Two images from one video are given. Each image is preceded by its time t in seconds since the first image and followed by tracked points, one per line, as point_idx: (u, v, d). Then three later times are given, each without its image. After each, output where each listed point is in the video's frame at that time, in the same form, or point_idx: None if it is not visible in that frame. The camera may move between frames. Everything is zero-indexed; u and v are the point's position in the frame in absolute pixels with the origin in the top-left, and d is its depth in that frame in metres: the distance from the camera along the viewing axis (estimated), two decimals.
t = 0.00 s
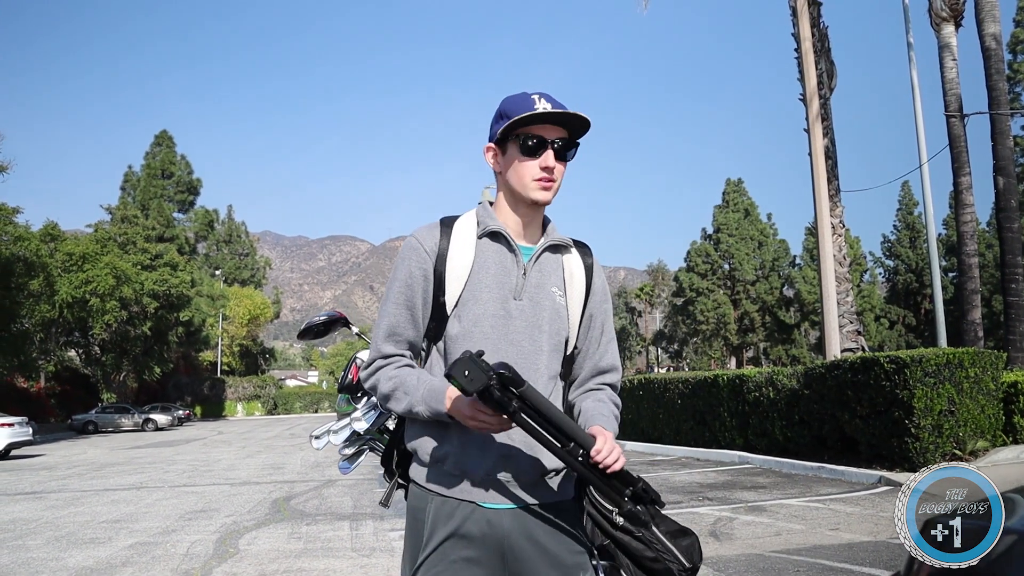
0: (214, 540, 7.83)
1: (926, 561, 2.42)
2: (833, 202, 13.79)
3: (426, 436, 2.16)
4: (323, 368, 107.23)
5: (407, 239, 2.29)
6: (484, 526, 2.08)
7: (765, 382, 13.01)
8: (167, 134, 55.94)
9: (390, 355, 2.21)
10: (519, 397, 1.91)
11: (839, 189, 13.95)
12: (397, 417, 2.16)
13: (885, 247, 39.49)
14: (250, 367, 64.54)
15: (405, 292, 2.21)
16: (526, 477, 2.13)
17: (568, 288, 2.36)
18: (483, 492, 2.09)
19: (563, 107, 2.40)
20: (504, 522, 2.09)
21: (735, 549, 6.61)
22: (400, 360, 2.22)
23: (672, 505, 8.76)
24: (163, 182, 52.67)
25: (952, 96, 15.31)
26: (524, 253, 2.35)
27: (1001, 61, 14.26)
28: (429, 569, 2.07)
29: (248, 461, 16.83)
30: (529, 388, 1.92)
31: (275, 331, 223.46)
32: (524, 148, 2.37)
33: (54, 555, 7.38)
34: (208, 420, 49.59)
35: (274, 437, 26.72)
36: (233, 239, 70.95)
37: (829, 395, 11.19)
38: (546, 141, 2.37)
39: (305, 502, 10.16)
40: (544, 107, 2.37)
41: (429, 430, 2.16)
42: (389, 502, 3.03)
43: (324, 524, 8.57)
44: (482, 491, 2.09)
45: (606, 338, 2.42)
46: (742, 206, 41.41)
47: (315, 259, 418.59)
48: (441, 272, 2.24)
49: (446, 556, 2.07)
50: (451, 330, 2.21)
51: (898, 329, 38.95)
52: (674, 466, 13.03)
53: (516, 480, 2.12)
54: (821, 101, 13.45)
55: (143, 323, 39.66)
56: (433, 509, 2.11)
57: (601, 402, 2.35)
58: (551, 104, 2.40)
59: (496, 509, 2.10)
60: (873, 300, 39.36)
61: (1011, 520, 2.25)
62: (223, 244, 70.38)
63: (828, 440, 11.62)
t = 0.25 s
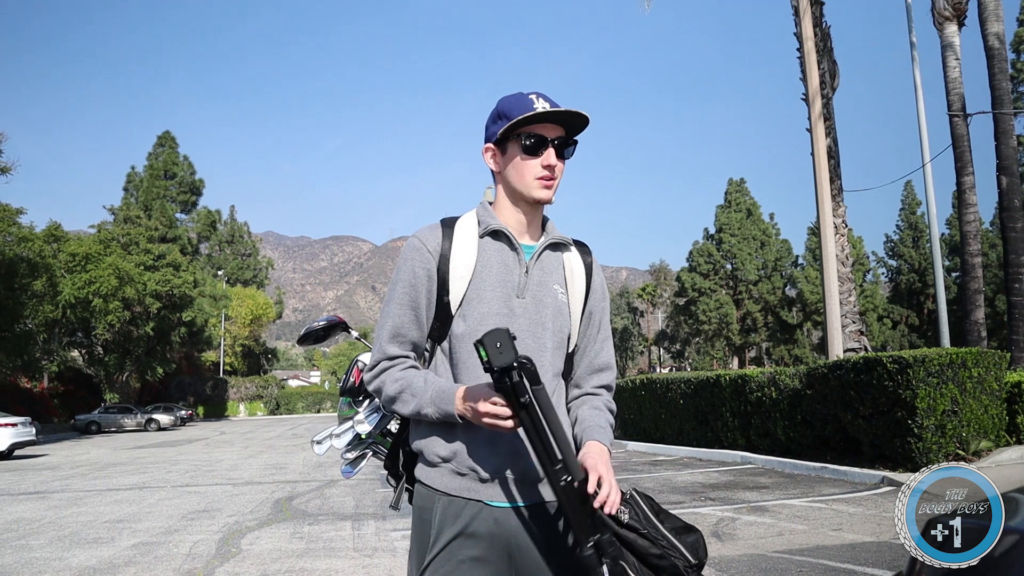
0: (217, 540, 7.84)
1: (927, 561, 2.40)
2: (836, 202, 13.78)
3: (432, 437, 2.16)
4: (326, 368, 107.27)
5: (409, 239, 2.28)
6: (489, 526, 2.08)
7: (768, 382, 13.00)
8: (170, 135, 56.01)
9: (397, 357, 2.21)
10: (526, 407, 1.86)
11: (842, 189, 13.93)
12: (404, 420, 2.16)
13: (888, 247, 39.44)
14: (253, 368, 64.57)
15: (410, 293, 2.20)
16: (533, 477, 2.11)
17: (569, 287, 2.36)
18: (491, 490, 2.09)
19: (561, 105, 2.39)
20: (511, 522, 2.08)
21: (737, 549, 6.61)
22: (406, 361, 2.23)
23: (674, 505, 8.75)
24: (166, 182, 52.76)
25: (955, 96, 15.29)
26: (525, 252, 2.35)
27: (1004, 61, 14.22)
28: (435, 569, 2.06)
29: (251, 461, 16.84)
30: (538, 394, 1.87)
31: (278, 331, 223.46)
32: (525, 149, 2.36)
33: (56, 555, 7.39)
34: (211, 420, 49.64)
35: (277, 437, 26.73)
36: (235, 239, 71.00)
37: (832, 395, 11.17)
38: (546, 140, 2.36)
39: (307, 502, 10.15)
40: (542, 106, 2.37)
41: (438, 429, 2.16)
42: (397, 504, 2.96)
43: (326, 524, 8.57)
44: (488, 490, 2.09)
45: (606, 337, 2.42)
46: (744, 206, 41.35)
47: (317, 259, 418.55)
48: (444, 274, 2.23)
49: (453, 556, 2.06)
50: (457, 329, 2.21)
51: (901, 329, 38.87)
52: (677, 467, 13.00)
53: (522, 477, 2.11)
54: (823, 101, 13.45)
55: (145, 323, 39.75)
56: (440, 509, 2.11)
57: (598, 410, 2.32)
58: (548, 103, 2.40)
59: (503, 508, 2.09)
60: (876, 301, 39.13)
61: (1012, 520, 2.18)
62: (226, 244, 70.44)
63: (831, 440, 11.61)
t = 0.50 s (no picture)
0: (219, 540, 7.84)
1: (926, 561, 2.41)
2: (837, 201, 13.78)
3: (430, 438, 2.16)
4: (327, 368, 107.22)
5: (406, 241, 2.31)
6: (495, 524, 2.07)
7: (769, 382, 13.01)
8: (172, 135, 56.02)
9: (392, 357, 2.26)
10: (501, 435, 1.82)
11: (843, 188, 13.92)
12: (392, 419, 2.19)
13: (890, 246, 39.41)
14: (254, 368, 64.60)
15: (407, 295, 2.23)
16: (535, 476, 2.09)
17: (571, 285, 2.36)
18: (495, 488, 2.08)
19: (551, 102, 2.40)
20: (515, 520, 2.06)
21: (739, 549, 6.61)
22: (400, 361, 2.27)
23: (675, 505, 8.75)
24: (168, 182, 52.79)
25: (957, 95, 15.28)
26: (524, 250, 2.35)
27: (1007, 60, 14.22)
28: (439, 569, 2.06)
29: (252, 460, 16.84)
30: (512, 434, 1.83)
31: (280, 331, 223.46)
32: (518, 148, 2.38)
33: (59, 554, 7.41)
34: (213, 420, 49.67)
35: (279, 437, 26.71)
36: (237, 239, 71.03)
37: (833, 395, 11.18)
38: (540, 138, 2.37)
39: (309, 502, 10.16)
40: (533, 104, 2.38)
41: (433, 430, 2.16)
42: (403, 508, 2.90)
43: (327, 523, 8.57)
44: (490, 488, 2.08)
45: (608, 333, 2.42)
46: (746, 206, 41.31)
47: (319, 259, 418.57)
48: (442, 274, 2.25)
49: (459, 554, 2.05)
50: (456, 329, 2.21)
51: (903, 328, 38.81)
52: (678, 466, 12.99)
53: (526, 473, 2.10)
54: (825, 100, 13.46)
55: (147, 323, 39.78)
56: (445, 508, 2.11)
57: (608, 406, 2.31)
58: (540, 102, 2.41)
59: (509, 505, 2.08)
60: (877, 300, 39.58)
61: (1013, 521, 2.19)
62: (228, 244, 70.47)
63: (833, 439, 11.61)
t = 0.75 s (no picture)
0: (219, 539, 7.85)
1: (927, 561, 2.42)
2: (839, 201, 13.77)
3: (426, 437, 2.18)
4: (328, 368, 107.21)
5: (406, 240, 2.33)
6: (492, 522, 2.07)
7: (770, 381, 13.01)
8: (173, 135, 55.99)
9: (386, 355, 2.29)
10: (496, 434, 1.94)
11: (844, 187, 13.91)
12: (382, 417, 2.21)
13: (891, 246, 39.38)
14: (255, 368, 64.66)
15: (403, 296, 2.24)
16: (533, 475, 2.09)
17: (570, 284, 2.35)
18: (491, 487, 2.08)
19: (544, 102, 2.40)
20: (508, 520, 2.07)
21: (740, 549, 6.61)
22: (396, 361, 2.30)
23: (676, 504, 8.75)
24: (169, 183, 52.81)
25: (958, 95, 15.27)
26: (521, 250, 2.35)
27: (1008, 59, 14.23)
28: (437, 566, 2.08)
29: (253, 460, 16.85)
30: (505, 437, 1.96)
31: (281, 331, 223.51)
32: (513, 147, 2.38)
33: (61, 554, 7.43)
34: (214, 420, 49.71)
35: (280, 438, 26.73)
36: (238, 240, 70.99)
37: (835, 394, 11.17)
38: (536, 136, 2.38)
39: (310, 502, 10.17)
40: (527, 104, 2.38)
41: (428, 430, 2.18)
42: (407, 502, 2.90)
43: (328, 523, 8.58)
44: (487, 485, 2.09)
45: (609, 332, 2.41)
46: (747, 206, 41.24)
47: (320, 259, 418.59)
48: (438, 274, 2.26)
49: (456, 552, 2.07)
50: (452, 328, 2.22)
51: (905, 328, 38.73)
52: (678, 466, 12.97)
53: (522, 473, 2.10)
54: (826, 99, 13.45)
55: (149, 323, 39.77)
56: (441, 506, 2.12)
57: (608, 403, 2.32)
58: (535, 101, 2.41)
59: (505, 504, 2.09)
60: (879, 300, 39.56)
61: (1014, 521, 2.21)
62: (229, 244, 70.48)
63: (833, 439, 11.60)
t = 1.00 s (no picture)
0: (220, 539, 7.86)
1: (927, 561, 2.41)
2: (840, 201, 13.77)
3: (421, 436, 2.21)
4: (330, 368, 107.20)
5: (407, 243, 2.38)
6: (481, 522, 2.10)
7: (771, 381, 13.01)
8: (174, 135, 55.99)
9: (389, 357, 2.32)
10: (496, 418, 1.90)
11: (845, 187, 13.89)
12: (392, 417, 2.25)
13: (893, 245, 39.37)
14: (257, 367, 64.73)
15: (402, 298, 2.29)
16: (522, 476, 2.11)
17: (566, 283, 2.34)
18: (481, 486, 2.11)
19: (533, 100, 2.39)
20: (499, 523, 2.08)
21: (741, 548, 6.61)
22: (401, 362, 2.33)
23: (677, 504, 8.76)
24: (170, 182, 52.82)
25: (959, 94, 15.26)
26: (515, 251, 2.35)
27: (1009, 59, 14.21)
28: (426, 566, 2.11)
29: (255, 460, 16.86)
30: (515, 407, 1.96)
31: (282, 330, 223.62)
32: (504, 147, 2.39)
33: (62, 553, 7.44)
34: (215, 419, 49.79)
35: (282, 437, 26.74)
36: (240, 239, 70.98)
37: (836, 394, 11.16)
38: (525, 137, 2.37)
39: (311, 501, 10.18)
40: (517, 103, 2.38)
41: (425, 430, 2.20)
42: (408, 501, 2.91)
43: (329, 523, 8.59)
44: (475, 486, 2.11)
45: (610, 332, 2.38)
46: (748, 205, 41.15)
47: (322, 259, 418.65)
48: (434, 275, 2.29)
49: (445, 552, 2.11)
50: (447, 330, 2.26)
51: (906, 328, 38.70)
52: (679, 466, 12.95)
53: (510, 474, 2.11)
54: (827, 99, 13.43)
55: (150, 323, 39.79)
56: (433, 505, 2.15)
57: (593, 402, 2.25)
58: (526, 101, 2.40)
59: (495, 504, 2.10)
60: (881, 299, 38.94)
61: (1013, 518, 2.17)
62: (230, 244, 70.50)
63: (835, 439, 11.59)
